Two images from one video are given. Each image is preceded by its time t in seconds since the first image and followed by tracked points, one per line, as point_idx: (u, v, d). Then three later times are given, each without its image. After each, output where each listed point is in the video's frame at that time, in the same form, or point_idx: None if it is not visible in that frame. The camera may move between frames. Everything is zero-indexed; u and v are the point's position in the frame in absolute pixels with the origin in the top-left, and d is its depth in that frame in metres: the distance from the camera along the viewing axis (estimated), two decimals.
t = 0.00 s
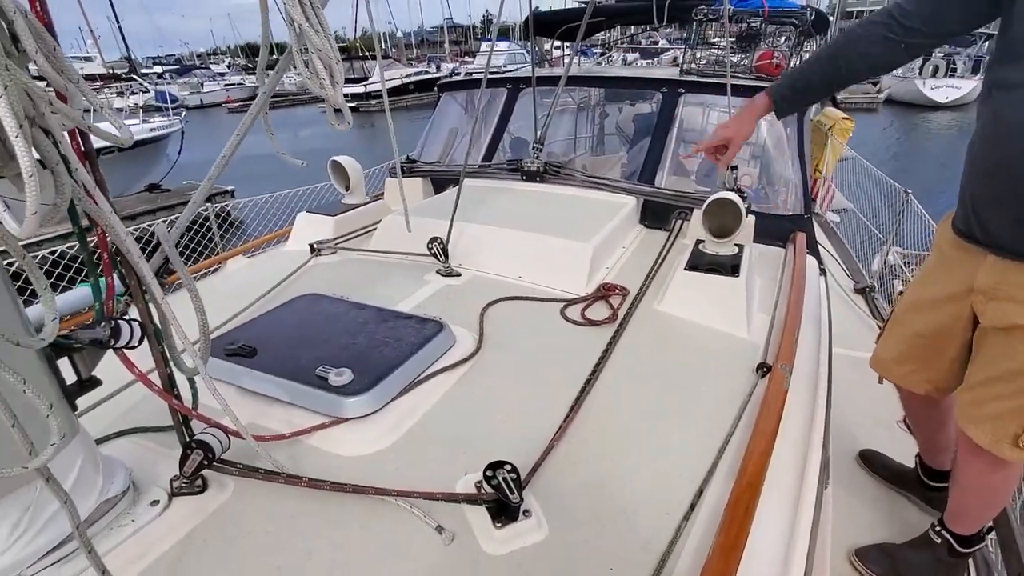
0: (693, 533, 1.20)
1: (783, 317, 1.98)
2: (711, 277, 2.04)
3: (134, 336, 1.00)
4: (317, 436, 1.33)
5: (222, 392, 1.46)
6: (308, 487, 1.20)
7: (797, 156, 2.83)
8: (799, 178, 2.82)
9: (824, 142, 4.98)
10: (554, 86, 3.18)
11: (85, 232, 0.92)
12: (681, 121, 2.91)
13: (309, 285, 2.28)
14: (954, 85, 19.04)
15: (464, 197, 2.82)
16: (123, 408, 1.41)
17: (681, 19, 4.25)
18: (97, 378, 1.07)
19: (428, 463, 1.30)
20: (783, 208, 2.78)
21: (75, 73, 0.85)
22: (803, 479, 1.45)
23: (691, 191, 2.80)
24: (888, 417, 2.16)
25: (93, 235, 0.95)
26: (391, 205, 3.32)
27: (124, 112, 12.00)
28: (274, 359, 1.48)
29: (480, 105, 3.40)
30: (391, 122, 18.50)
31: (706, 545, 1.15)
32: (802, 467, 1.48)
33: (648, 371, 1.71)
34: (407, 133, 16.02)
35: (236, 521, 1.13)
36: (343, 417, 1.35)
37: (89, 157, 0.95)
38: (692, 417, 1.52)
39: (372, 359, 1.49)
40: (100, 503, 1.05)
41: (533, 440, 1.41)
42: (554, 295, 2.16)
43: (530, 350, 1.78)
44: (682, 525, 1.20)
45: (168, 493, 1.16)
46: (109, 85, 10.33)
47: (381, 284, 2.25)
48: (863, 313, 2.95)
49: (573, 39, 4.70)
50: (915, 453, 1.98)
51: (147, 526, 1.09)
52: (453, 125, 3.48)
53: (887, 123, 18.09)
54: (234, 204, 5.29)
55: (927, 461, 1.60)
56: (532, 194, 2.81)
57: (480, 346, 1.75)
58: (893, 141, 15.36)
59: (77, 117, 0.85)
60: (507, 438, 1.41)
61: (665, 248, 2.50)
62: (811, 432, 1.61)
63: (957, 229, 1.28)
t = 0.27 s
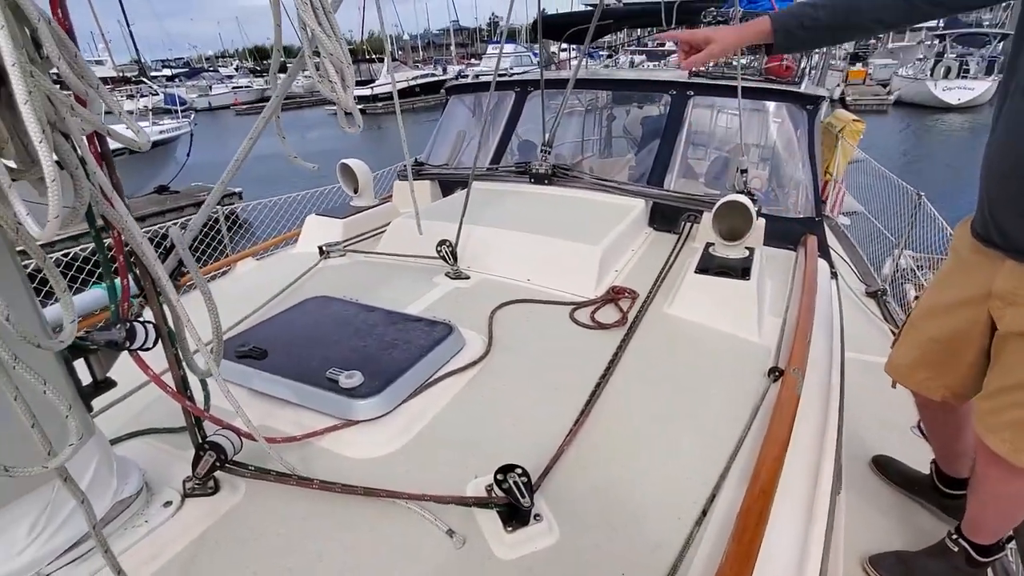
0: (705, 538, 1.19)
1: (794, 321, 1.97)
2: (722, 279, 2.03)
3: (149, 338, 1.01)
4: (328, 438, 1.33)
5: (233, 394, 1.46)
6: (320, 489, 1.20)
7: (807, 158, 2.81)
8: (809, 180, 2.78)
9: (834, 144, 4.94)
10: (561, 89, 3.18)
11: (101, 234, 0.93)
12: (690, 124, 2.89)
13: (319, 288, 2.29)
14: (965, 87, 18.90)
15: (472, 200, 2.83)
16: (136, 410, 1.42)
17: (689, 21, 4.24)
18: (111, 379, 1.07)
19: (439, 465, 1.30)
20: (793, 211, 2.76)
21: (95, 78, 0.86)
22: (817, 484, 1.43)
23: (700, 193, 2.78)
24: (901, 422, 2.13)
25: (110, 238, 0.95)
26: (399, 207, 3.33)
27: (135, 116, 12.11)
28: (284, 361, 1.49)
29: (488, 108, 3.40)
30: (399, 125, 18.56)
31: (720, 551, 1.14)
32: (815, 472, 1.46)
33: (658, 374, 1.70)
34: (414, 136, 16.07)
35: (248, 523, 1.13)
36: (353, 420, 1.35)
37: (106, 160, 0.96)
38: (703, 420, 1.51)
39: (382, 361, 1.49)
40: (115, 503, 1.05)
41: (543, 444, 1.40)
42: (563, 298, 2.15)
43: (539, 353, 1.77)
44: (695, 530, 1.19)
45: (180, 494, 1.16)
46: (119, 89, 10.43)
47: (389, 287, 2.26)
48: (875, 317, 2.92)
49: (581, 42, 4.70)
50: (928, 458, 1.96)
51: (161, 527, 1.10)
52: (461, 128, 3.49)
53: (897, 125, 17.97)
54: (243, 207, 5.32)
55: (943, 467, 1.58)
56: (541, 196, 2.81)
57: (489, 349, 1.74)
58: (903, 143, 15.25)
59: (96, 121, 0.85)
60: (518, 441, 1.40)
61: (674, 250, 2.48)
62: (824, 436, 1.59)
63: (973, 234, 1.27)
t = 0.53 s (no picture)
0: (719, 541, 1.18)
1: (803, 320, 1.95)
2: (729, 279, 2.01)
3: (159, 347, 1.00)
4: (337, 444, 1.33)
5: (241, 401, 1.46)
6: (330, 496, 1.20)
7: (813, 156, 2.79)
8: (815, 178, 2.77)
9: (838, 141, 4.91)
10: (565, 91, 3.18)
11: (110, 243, 0.92)
12: (694, 123, 2.88)
13: (325, 293, 2.29)
14: (971, 82, 18.79)
15: (477, 203, 2.82)
16: (145, 418, 1.42)
17: (691, 21, 4.23)
18: (122, 388, 1.07)
19: (448, 470, 1.29)
20: (800, 209, 2.74)
21: (104, 88, 0.86)
22: (830, 486, 1.41)
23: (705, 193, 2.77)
24: (913, 421, 2.11)
25: (118, 247, 0.95)
26: (404, 212, 3.33)
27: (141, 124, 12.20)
28: (292, 367, 1.48)
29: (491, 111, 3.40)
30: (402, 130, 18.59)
31: (734, 554, 1.13)
32: (828, 473, 1.44)
33: (667, 376, 1.69)
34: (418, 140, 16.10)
35: (259, 530, 1.12)
36: (361, 426, 1.35)
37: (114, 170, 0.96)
38: (714, 422, 1.50)
39: (389, 367, 1.49)
40: (126, 512, 1.05)
41: (553, 447, 1.39)
42: (569, 301, 2.14)
43: (547, 356, 1.76)
44: (707, 535, 1.17)
45: (191, 502, 1.16)
46: (124, 98, 10.51)
47: (395, 291, 2.26)
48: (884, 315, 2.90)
49: (583, 44, 4.70)
50: (941, 458, 1.94)
51: (172, 535, 1.09)
52: (465, 132, 3.49)
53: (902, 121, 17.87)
54: (249, 214, 5.34)
55: (958, 467, 1.56)
56: (545, 198, 2.80)
57: (497, 352, 1.74)
58: (908, 139, 15.16)
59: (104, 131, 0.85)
60: (527, 444, 1.39)
61: (680, 251, 2.47)
62: (836, 436, 1.57)
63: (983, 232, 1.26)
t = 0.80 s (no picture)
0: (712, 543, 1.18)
1: (791, 318, 1.96)
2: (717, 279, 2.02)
3: (139, 360, 0.98)
4: (325, 454, 1.31)
5: (227, 412, 1.44)
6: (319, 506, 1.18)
7: (798, 155, 2.81)
8: (800, 177, 2.78)
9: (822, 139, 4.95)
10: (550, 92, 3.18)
11: (87, 254, 0.90)
12: (680, 124, 2.89)
13: (312, 300, 2.27)
14: (950, 79, 19.06)
15: (464, 207, 2.81)
16: (129, 431, 1.39)
17: (674, 22, 4.24)
18: (104, 402, 1.04)
19: (438, 477, 1.28)
20: (786, 207, 2.76)
21: (79, 97, 0.84)
22: (821, 483, 1.42)
23: (692, 193, 2.78)
24: (902, 415, 2.12)
25: (96, 259, 0.93)
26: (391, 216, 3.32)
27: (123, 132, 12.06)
28: (278, 376, 1.47)
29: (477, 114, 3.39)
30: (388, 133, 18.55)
31: (727, 555, 1.12)
32: (819, 470, 1.45)
33: (657, 377, 1.69)
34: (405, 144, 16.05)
35: (247, 543, 1.11)
36: (350, 434, 1.33)
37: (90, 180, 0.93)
38: (705, 422, 1.49)
39: (378, 374, 1.47)
40: (110, 529, 1.03)
41: (544, 451, 1.38)
42: (559, 303, 2.14)
43: (536, 360, 1.75)
44: (700, 536, 1.17)
45: (177, 516, 1.14)
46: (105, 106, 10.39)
47: (383, 297, 2.24)
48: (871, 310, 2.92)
49: (568, 46, 4.71)
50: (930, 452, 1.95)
51: (157, 551, 1.07)
52: (451, 135, 3.48)
53: (884, 118, 18.08)
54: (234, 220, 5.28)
55: (947, 461, 1.57)
56: (533, 201, 2.80)
57: (487, 357, 1.73)
58: (891, 136, 15.33)
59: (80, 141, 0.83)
60: (519, 449, 1.38)
61: (668, 251, 2.47)
62: (826, 434, 1.58)
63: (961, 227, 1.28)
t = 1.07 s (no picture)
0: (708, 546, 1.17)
1: (782, 318, 1.96)
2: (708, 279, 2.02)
3: (123, 375, 0.96)
4: (316, 465, 1.29)
5: (216, 424, 1.42)
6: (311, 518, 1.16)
7: (785, 155, 2.82)
8: (788, 176, 2.79)
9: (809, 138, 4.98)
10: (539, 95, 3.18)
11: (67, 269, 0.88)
12: (667, 125, 2.90)
13: (302, 308, 2.25)
14: (932, 77, 19.30)
15: (454, 211, 2.80)
16: (116, 446, 1.37)
17: (660, 23, 4.26)
18: (87, 419, 1.03)
19: (432, 486, 1.26)
20: (774, 207, 2.77)
21: (54, 110, 0.82)
22: (815, 482, 1.42)
23: (681, 194, 2.78)
24: (893, 412, 2.13)
25: (76, 273, 0.91)
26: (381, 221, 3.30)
27: (108, 141, 11.95)
28: (268, 387, 1.45)
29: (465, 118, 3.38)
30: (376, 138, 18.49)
31: (724, 558, 1.12)
32: (813, 469, 1.45)
33: (650, 379, 1.68)
34: (393, 148, 16.01)
35: (237, 559, 1.09)
36: (341, 445, 1.31)
37: (68, 193, 0.91)
38: (698, 425, 1.49)
39: (368, 383, 1.45)
40: (95, 548, 1.00)
41: (538, 458, 1.37)
42: (550, 306, 2.13)
43: (529, 364, 1.74)
44: (696, 540, 1.16)
45: (165, 533, 1.12)
46: (89, 114, 10.28)
47: (374, 303, 2.22)
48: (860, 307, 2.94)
49: (555, 49, 4.72)
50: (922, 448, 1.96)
51: (145, 569, 1.05)
52: (440, 139, 3.47)
53: (869, 116, 18.26)
54: (221, 227, 5.24)
55: (938, 457, 1.58)
56: (523, 204, 2.79)
57: (479, 362, 1.71)
58: (876, 134, 15.49)
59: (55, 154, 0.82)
60: (512, 455, 1.37)
61: (659, 253, 2.47)
62: (819, 433, 1.58)
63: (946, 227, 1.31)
